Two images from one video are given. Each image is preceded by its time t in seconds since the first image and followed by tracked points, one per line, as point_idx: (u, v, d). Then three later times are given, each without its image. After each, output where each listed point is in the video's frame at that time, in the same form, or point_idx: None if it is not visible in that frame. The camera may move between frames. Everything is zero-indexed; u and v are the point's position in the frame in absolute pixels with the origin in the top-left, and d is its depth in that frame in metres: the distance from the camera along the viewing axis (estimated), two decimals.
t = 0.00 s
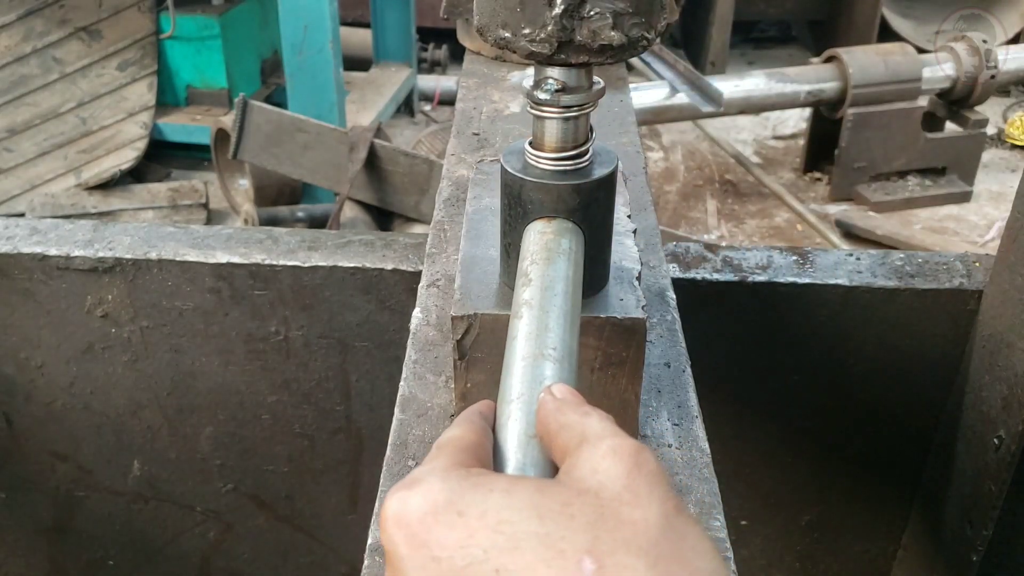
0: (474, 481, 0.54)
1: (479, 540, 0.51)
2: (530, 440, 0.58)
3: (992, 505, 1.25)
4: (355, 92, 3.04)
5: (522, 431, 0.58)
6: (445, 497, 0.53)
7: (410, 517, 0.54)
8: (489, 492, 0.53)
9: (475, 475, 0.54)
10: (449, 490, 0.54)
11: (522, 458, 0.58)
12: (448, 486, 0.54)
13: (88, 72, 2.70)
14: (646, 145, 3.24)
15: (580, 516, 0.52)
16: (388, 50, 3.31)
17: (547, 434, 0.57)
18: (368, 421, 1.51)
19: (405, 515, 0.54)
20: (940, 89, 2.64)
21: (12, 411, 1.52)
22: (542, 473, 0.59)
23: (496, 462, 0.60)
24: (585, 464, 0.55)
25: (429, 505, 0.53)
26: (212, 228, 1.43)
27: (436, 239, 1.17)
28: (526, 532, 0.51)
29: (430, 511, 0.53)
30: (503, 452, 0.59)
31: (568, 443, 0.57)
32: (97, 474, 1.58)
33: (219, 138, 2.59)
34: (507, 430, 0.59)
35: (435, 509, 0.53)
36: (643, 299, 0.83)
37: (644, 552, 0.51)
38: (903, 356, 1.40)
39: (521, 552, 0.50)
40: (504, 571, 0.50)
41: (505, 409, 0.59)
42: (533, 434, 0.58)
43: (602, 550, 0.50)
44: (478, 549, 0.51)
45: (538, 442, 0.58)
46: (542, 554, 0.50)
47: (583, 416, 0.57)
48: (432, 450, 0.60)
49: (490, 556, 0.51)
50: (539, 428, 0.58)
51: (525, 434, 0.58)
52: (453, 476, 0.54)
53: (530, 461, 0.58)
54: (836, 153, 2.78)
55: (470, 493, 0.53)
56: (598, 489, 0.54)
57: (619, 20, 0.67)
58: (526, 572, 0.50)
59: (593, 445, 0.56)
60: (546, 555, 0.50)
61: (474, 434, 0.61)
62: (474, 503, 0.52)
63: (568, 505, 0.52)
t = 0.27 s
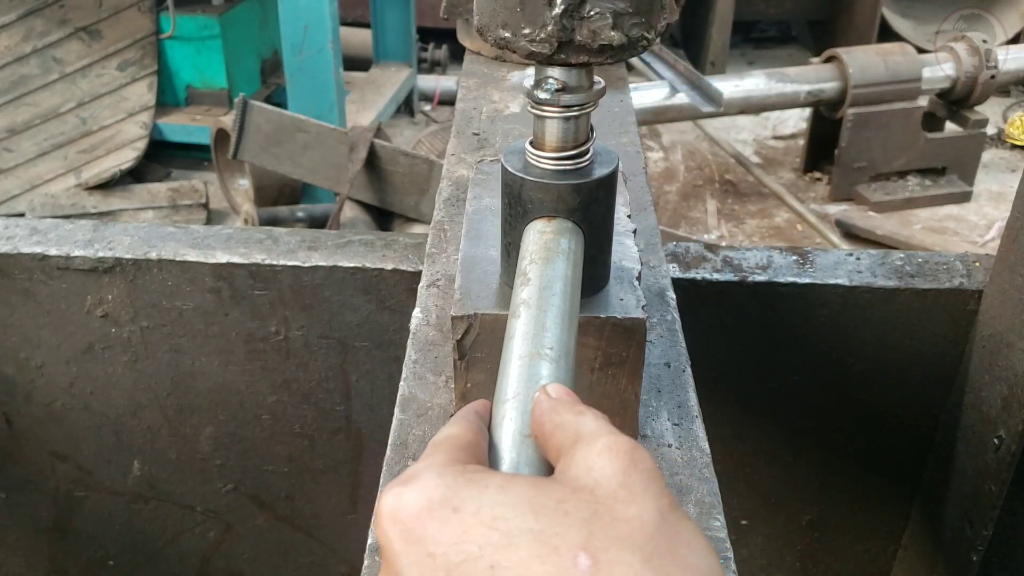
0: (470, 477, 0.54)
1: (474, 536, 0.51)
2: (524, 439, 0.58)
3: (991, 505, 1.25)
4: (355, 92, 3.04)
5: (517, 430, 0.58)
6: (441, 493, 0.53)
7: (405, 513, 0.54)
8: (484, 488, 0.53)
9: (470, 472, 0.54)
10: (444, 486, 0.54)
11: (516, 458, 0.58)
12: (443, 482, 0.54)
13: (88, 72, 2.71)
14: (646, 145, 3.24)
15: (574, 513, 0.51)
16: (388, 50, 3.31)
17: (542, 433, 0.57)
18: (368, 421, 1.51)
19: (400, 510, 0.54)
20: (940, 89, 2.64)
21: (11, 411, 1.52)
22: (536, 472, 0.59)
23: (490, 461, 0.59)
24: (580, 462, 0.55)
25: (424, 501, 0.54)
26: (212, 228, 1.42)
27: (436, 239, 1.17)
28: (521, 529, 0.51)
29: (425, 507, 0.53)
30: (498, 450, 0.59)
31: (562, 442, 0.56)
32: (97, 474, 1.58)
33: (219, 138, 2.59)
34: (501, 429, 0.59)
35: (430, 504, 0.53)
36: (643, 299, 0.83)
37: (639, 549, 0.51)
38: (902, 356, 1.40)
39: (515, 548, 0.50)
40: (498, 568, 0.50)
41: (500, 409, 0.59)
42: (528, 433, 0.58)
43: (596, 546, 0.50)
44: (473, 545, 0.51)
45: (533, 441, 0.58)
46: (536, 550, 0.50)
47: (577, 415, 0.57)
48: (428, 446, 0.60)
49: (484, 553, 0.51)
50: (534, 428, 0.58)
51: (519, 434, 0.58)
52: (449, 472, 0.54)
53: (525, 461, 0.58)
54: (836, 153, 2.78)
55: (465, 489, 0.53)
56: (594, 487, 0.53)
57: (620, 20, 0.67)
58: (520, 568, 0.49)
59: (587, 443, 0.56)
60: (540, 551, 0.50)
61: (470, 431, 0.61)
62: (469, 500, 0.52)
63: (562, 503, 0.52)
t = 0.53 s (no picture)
0: (481, 475, 0.54)
1: (488, 534, 0.51)
2: (527, 439, 0.59)
3: (992, 505, 1.25)
4: (355, 92, 3.04)
5: (519, 430, 0.58)
6: (453, 491, 0.53)
7: (417, 510, 0.54)
8: (497, 486, 0.53)
9: (481, 470, 0.54)
10: (456, 484, 0.54)
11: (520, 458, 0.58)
12: (455, 479, 0.54)
13: (88, 72, 2.71)
14: (646, 145, 3.24)
15: (589, 512, 0.52)
16: (388, 50, 3.31)
17: (549, 434, 0.58)
18: (368, 421, 1.51)
19: (412, 508, 0.54)
20: (940, 89, 2.64)
21: (11, 411, 1.52)
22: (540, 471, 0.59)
23: (494, 461, 0.60)
24: (592, 464, 0.55)
25: (437, 498, 0.54)
26: (212, 228, 1.42)
27: (436, 239, 1.17)
28: (534, 527, 0.51)
29: (438, 504, 0.53)
30: (503, 451, 0.59)
31: (570, 444, 0.57)
32: (97, 474, 1.58)
33: (219, 138, 2.59)
34: (503, 430, 0.59)
35: (442, 501, 0.53)
36: (643, 299, 0.83)
37: (653, 547, 0.51)
38: (903, 356, 1.40)
39: (530, 546, 0.50)
40: (512, 565, 0.50)
41: (503, 409, 0.59)
42: (531, 432, 0.58)
43: (611, 544, 0.50)
44: (486, 543, 0.51)
45: (538, 441, 0.58)
46: (550, 548, 0.50)
47: (585, 417, 0.57)
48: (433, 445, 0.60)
49: (499, 551, 0.50)
50: (538, 427, 0.58)
51: (521, 434, 0.58)
52: (460, 470, 0.55)
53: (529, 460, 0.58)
54: (836, 153, 2.78)
55: (478, 487, 0.53)
56: (607, 487, 0.54)
57: (619, 20, 0.67)
58: (535, 566, 0.49)
59: (597, 446, 0.56)
60: (554, 548, 0.50)
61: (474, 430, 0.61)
62: (482, 497, 0.52)
63: (577, 502, 0.52)
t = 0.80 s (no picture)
0: (479, 474, 0.54)
1: (485, 532, 0.51)
2: (526, 437, 0.58)
3: (991, 505, 1.25)
4: (355, 92, 3.04)
5: (518, 429, 0.58)
6: (450, 489, 0.54)
7: (415, 509, 0.54)
8: (494, 485, 0.53)
9: (479, 469, 0.54)
10: (454, 482, 0.54)
11: (519, 457, 0.58)
12: (452, 478, 0.54)
13: (88, 72, 2.71)
14: (646, 145, 3.24)
15: (586, 510, 0.51)
16: (388, 50, 3.31)
17: (547, 433, 0.57)
18: (367, 421, 1.51)
19: (411, 507, 0.54)
20: (940, 89, 2.64)
21: (11, 410, 1.52)
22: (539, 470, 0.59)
23: (494, 460, 0.60)
24: (590, 462, 0.55)
25: (434, 497, 0.54)
26: (212, 228, 1.42)
27: (436, 239, 1.17)
28: (531, 525, 0.51)
29: (435, 503, 0.54)
30: (502, 450, 0.59)
31: (568, 442, 0.56)
32: (97, 474, 1.58)
33: (219, 138, 2.59)
34: (503, 429, 0.59)
35: (440, 500, 0.53)
36: (643, 299, 0.83)
37: (651, 545, 0.51)
38: (903, 356, 1.40)
39: (527, 544, 0.50)
40: (509, 564, 0.50)
41: (502, 408, 0.59)
42: (530, 432, 0.58)
43: (609, 542, 0.50)
44: (484, 541, 0.51)
45: (536, 441, 0.58)
46: (548, 546, 0.50)
47: (583, 416, 0.57)
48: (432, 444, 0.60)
49: (496, 548, 0.50)
50: (537, 426, 0.58)
51: (521, 433, 0.58)
52: (458, 468, 0.55)
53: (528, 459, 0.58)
54: (836, 153, 2.78)
55: (475, 485, 0.53)
56: (605, 484, 0.54)
57: (619, 20, 0.66)
58: (532, 564, 0.49)
59: (595, 443, 0.56)
60: (551, 546, 0.50)
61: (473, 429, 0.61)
62: (479, 495, 0.53)
63: (574, 500, 0.52)
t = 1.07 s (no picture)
0: (479, 473, 0.54)
1: (485, 532, 0.51)
2: (527, 438, 0.59)
3: (991, 505, 1.25)
4: (355, 92, 3.04)
5: (519, 430, 0.58)
6: (450, 489, 0.53)
7: (415, 509, 0.54)
8: (495, 484, 0.53)
9: (481, 469, 0.54)
10: (454, 482, 0.54)
11: (520, 458, 0.58)
12: (452, 477, 0.54)
13: (88, 73, 2.71)
14: (646, 145, 3.24)
15: (586, 509, 0.52)
16: (388, 50, 3.31)
17: (547, 434, 0.57)
18: (368, 421, 1.51)
19: (410, 507, 0.54)
20: (940, 89, 2.64)
21: (12, 410, 1.52)
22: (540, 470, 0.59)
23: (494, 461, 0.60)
24: (590, 462, 0.55)
25: (434, 497, 0.54)
26: (212, 228, 1.42)
27: (436, 239, 1.17)
28: (531, 525, 0.51)
29: (435, 502, 0.53)
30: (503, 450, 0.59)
31: (568, 442, 0.56)
32: (97, 474, 1.58)
33: (219, 138, 2.59)
34: (504, 430, 0.59)
35: (440, 500, 0.53)
36: (643, 299, 0.83)
37: (652, 545, 0.51)
38: (903, 356, 1.40)
39: (527, 544, 0.50)
40: (509, 564, 0.50)
41: (502, 408, 0.59)
42: (531, 432, 0.58)
43: (609, 542, 0.50)
44: (484, 540, 0.51)
45: (537, 441, 0.58)
46: (548, 545, 0.50)
47: (583, 416, 0.57)
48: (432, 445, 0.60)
49: (496, 549, 0.51)
50: (537, 426, 0.58)
51: (522, 433, 0.58)
52: (458, 468, 0.54)
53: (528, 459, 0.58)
54: (836, 153, 2.78)
55: (475, 485, 0.53)
56: (605, 484, 0.54)
57: (619, 23, 0.66)
58: (532, 564, 0.49)
59: (596, 443, 0.56)
60: (551, 546, 0.50)
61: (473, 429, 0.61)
62: (479, 495, 0.53)
63: (574, 499, 0.52)
